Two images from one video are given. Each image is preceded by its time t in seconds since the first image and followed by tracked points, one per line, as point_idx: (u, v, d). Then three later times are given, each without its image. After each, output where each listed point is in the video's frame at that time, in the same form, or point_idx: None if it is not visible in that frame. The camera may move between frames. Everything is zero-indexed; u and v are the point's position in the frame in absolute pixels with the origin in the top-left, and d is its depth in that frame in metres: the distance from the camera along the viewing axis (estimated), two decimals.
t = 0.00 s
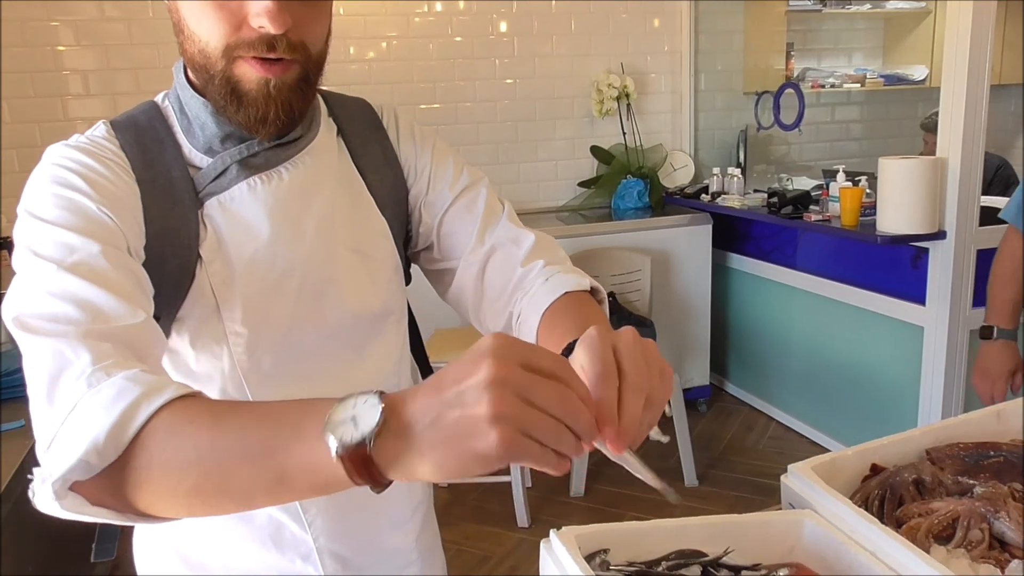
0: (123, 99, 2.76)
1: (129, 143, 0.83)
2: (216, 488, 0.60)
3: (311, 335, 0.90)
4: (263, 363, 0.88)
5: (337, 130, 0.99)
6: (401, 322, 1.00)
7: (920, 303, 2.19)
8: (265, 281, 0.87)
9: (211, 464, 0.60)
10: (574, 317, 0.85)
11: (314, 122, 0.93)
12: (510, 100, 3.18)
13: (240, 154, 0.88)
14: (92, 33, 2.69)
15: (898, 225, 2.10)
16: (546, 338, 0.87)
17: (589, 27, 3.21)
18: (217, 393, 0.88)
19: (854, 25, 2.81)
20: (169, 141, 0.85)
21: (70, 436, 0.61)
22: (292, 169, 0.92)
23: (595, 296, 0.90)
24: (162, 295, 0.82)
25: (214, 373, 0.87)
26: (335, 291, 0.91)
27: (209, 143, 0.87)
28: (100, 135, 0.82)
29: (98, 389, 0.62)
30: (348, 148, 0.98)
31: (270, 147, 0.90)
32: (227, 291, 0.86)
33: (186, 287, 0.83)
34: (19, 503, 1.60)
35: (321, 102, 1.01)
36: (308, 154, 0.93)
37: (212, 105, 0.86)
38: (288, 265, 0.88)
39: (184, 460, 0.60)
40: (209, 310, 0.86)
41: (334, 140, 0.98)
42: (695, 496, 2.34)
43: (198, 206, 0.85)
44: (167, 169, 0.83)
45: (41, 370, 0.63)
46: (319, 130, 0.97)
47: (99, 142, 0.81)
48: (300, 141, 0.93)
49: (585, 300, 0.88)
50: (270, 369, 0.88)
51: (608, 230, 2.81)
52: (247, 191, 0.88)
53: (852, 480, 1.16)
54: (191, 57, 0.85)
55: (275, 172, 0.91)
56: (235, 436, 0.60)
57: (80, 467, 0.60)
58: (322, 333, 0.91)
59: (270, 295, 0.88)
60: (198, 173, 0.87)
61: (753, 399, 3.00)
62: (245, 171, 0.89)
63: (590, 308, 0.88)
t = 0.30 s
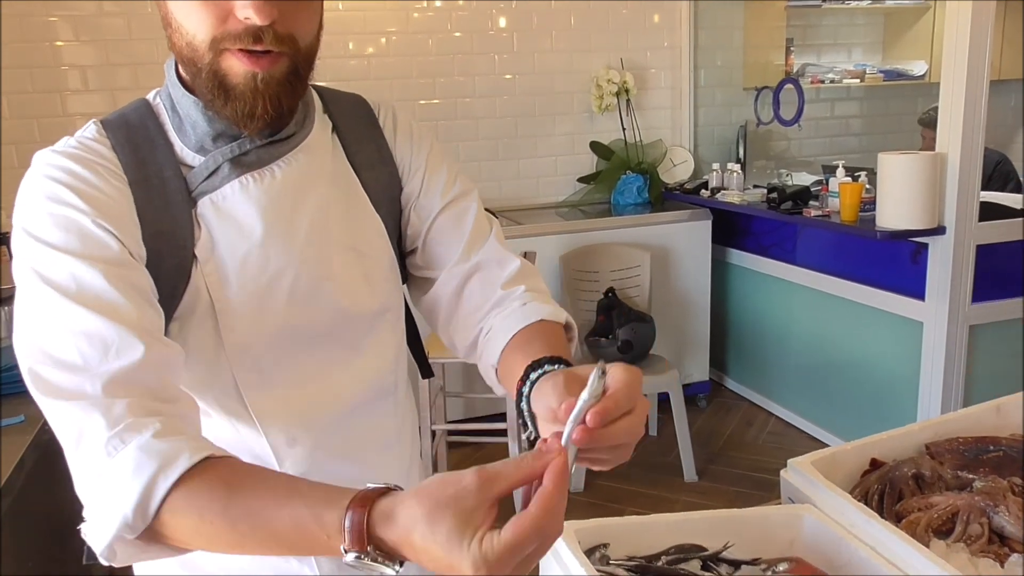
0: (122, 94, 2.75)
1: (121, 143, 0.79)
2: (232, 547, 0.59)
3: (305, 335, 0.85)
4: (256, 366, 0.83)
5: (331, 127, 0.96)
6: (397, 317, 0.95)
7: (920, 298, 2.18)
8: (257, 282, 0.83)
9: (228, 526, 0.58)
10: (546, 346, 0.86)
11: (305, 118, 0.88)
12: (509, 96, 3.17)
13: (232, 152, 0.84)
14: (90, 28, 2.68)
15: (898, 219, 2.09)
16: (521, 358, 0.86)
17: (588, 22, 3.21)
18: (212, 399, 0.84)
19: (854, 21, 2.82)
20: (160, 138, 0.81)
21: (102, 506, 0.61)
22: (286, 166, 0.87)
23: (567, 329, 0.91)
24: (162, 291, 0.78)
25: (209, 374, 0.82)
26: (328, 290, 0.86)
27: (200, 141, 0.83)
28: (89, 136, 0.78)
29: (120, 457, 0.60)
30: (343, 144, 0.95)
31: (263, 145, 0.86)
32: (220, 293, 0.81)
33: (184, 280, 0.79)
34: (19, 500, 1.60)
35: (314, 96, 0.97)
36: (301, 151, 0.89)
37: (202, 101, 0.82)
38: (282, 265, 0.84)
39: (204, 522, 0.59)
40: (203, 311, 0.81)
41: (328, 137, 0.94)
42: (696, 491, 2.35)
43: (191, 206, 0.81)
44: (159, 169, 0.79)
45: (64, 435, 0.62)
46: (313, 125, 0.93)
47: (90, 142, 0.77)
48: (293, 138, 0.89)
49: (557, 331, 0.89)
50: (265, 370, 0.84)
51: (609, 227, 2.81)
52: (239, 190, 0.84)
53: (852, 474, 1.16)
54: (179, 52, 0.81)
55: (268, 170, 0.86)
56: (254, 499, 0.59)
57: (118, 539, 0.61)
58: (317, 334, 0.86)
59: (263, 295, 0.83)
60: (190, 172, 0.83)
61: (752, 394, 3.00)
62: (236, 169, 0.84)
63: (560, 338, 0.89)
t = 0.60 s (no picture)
0: (123, 92, 2.75)
1: (121, 139, 0.79)
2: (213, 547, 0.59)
3: (304, 334, 0.85)
4: (256, 365, 0.83)
5: (336, 124, 0.96)
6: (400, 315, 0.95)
7: (921, 297, 2.18)
8: (258, 282, 0.83)
9: (210, 527, 0.58)
10: (547, 347, 0.87)
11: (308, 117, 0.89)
12: (510, 94, 3.17)
13: (234, 150, 0.84)
14: (91, 26, 2.68)
15: (900, 218, 2.10)
16: (523, 359, 0.86)
17: (589, 20, 3.21)
18: (212, 397, 0.83)
19: (856, 19, 2.84)
20: (163, 136, 0.81)
21: (81, 506, 0.60)
22: (287, 165, 0.87)
23: (570, 330, 0.91)
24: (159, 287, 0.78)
25: (210, 374, 0.82)
26: (329, 291, 0.86)
27: (202, 138, 0.83)
28: (91, 130, 0.79)
29: (100, 456, 0.60)
30: (348, 141, 0.95)
31: (265, 143, 0.86)
32: (220, 291, 0.81)
33: (184, 278, 0.79)
34: (19, 499, 1.60)
35: (320, 95, 0.98)
36: (303, 150, 0.89)
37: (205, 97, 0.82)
38: (282, 265, 0.84)
39: (186, 520, 0.59)
40: (203, 308, 0.81)
41: (332, 135, 0.94)
42: (697, 490, 2.34)
43: (191, 204, 0.81)
44: (160, 166, 0.79)
45: (44, 435, 0.62)
46: (317, 122, 0.92)
47: (92, 138, 0.77)
48: (296, 135, 0.89)
49: (561, 332, 0.90)
50: (265, 370, 0.84)
51: (609, 224, 2.81)
52: (241, 190, 0.84)
53: (854, 473, 1.16)
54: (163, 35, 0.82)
55: (270, 169, 0.86)
56: (234, 499, 0.59)
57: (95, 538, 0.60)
58: (316, 333, 0.85)
59: (262, 295, 0.83)
60: (191, 169, 0.82)
61: (752, 392, 3.01)
62: (238, 168, 0.84)
63: (562, 340, 0.89)
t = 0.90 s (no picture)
0: (124, 89, 2.75)
1: (121, 136, 0.77)
2: None
3: (307, 335, 0.82)
4: (257, 367, 0.80)
5: (344, 120, 0.93)
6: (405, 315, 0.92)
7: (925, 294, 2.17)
8: (259, 283, 0.80)
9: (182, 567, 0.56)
10: (541, 360, 0.86)
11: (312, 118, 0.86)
12: (510, 91, 3.17)
13: (237, 149, 0.82)
14: (92, 23, 2.68)
15: (901, 215, 2.10)
16: (518, 369, 0.86)
17: (590, 17, 3.20)
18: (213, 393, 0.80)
19: (856, 17, 2.84)
20: (165, 133, 0.80)
21: (56, 542, 0.59)
22: (290, 164, 0.84)
23: (565, 344, 0.91)
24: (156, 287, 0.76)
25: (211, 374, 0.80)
26: (332, 293, 0.83)
27: (205, 136, 0.81)
28: (92, 125, 0.77)
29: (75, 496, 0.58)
30: (356, 138, 0.93)
31: (269, 141, 0.84)
32: (219, 292, 0.79)
33: (179, 279, 0.77)
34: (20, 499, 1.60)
35: (326, 91, 0.95)
36: (307, 149, 0.86)
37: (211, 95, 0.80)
38: (284, 265, 0.81)
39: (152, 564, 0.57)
40: (204, 308, 0.79)
41: (339, 130, 0.91)
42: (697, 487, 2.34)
43: (189, 203, 0.79)
44: (158, 163, 0.78)
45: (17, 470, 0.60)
46: (325, 121, 0.89)
47: (95, 133, 0.76)
48: (300, 133, 0.86)
49: (555, 346, 0.89)
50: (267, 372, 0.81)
51: (611, 221, 2.81)
52: (241, 190, 0.81)
53: (855, 471, 1.17)
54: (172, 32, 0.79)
55: (272, 168, 0.83)
56: (203, 550, 0.57)
57: None
58: (320, 335, 0.83)
59: (265, 296, 0.80)
60: (191, 167, 0.80)
61: (753, 390, 3.00)
62: (239, 168, 0.82)
63: (559, 355, 0.89)
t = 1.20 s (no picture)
0: (126, 86, 2.75)
1: (114, 141, 0.76)
2: None
3: (305, 338, 0.81)
4: (254, 372, 0.79)
5: (349, 120, 0.92)
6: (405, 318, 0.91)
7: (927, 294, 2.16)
8: (256, 288, 0.79)
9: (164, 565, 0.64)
10: (502, 386, 0.88)
11: (322, 122, 0.84)
12: (512, 88, 3.16)
13: (235, 154, 0.81)
14: (94, 20, 2.67)
15: (903, 213, 2.08)
16: (479, 392, 0.87)
17: (592, 14, 3.19)
18: (206, 395, 0.79)
19: (858, 14, 2.83)
20: (160, 136, 0.79)
21: (52, 539, 0.67)
22: (289, 168, 0.84)
23: (523, 374, 0.92)
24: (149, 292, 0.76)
25: (207, 379, 0.78)
26: (330, 297, 0.82)
27: (201, 139, 0.80)
28: (88, 130, 0.77)
29: (63, 496, 0.65)
30: (361, 138, 0.92)
31: (267, 145, 0.82)
32: (214, 295, 0.78)
33: (173, 284, 0.76)
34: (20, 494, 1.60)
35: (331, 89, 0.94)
36: (307, 151, 0.85)
37: (212, 100, 0.79)
38: (282, 270, 0.80)
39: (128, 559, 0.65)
40: (198, 315, 0.77)
41: (345, 129, 0.91)
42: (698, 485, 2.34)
43: (183, 209, 0.78)
44: (152, 168, 0.77)
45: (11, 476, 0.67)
46: (330, 120, 0.89)
47: (90, 140, 0.76)
48: (299, 136, 0.85)
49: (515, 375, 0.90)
50: (264, 376, 0.80)
51: (613, 220, 2.81)
52: (238, 194, 0.81)
53: (855, 468, 1.17)
54: (214, 50, 0.75)
55: (270, 173, 0.83)
56: (170, 553, 0.64)
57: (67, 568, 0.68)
58: (318, 339, 0.82)
59: (263, 300, 0.79)
60: (188, 172, 0.80)
61: (753, 388, 3.00)
62: (236, 173, 0.81)
63: (516, 384, 0.90)
